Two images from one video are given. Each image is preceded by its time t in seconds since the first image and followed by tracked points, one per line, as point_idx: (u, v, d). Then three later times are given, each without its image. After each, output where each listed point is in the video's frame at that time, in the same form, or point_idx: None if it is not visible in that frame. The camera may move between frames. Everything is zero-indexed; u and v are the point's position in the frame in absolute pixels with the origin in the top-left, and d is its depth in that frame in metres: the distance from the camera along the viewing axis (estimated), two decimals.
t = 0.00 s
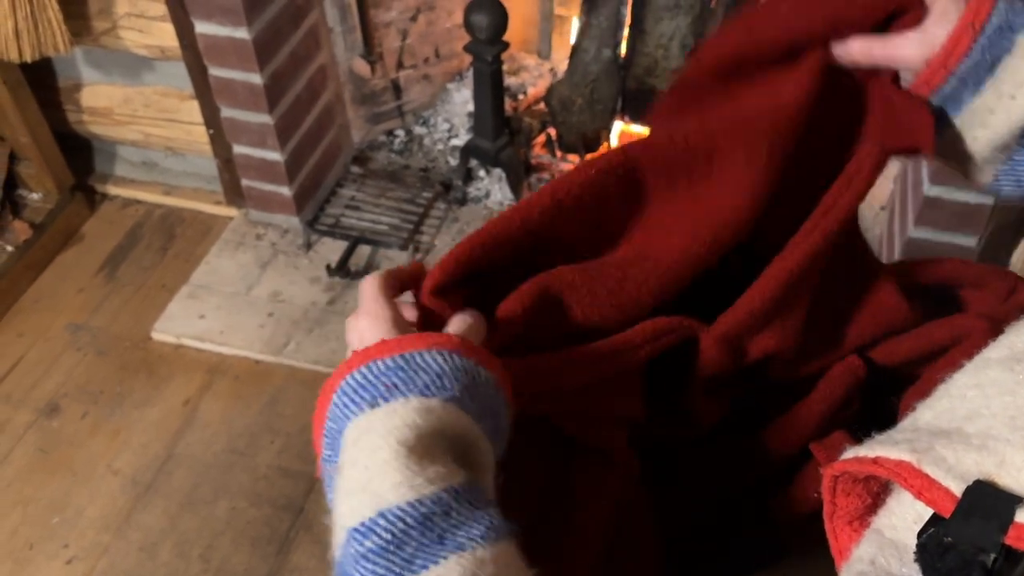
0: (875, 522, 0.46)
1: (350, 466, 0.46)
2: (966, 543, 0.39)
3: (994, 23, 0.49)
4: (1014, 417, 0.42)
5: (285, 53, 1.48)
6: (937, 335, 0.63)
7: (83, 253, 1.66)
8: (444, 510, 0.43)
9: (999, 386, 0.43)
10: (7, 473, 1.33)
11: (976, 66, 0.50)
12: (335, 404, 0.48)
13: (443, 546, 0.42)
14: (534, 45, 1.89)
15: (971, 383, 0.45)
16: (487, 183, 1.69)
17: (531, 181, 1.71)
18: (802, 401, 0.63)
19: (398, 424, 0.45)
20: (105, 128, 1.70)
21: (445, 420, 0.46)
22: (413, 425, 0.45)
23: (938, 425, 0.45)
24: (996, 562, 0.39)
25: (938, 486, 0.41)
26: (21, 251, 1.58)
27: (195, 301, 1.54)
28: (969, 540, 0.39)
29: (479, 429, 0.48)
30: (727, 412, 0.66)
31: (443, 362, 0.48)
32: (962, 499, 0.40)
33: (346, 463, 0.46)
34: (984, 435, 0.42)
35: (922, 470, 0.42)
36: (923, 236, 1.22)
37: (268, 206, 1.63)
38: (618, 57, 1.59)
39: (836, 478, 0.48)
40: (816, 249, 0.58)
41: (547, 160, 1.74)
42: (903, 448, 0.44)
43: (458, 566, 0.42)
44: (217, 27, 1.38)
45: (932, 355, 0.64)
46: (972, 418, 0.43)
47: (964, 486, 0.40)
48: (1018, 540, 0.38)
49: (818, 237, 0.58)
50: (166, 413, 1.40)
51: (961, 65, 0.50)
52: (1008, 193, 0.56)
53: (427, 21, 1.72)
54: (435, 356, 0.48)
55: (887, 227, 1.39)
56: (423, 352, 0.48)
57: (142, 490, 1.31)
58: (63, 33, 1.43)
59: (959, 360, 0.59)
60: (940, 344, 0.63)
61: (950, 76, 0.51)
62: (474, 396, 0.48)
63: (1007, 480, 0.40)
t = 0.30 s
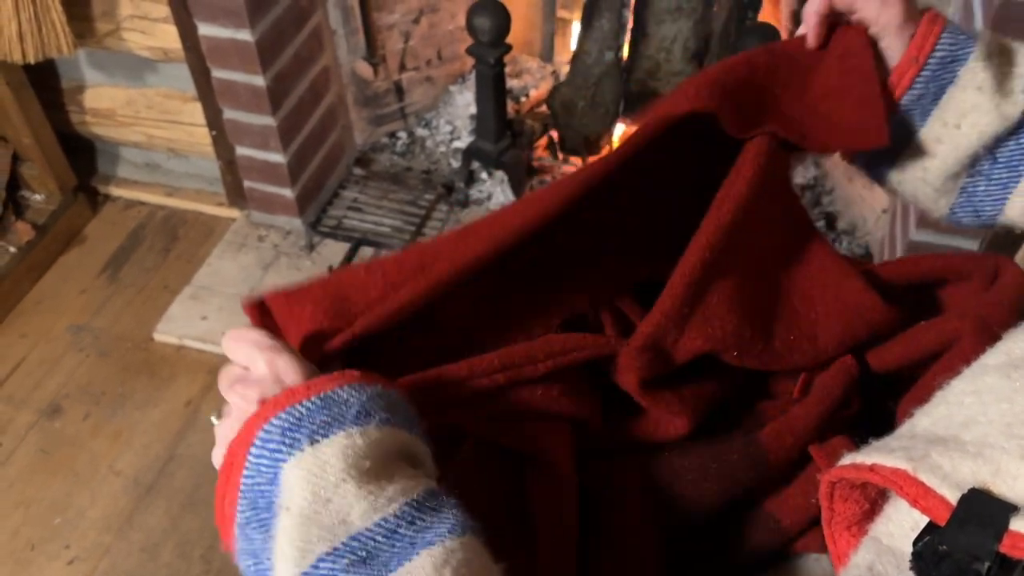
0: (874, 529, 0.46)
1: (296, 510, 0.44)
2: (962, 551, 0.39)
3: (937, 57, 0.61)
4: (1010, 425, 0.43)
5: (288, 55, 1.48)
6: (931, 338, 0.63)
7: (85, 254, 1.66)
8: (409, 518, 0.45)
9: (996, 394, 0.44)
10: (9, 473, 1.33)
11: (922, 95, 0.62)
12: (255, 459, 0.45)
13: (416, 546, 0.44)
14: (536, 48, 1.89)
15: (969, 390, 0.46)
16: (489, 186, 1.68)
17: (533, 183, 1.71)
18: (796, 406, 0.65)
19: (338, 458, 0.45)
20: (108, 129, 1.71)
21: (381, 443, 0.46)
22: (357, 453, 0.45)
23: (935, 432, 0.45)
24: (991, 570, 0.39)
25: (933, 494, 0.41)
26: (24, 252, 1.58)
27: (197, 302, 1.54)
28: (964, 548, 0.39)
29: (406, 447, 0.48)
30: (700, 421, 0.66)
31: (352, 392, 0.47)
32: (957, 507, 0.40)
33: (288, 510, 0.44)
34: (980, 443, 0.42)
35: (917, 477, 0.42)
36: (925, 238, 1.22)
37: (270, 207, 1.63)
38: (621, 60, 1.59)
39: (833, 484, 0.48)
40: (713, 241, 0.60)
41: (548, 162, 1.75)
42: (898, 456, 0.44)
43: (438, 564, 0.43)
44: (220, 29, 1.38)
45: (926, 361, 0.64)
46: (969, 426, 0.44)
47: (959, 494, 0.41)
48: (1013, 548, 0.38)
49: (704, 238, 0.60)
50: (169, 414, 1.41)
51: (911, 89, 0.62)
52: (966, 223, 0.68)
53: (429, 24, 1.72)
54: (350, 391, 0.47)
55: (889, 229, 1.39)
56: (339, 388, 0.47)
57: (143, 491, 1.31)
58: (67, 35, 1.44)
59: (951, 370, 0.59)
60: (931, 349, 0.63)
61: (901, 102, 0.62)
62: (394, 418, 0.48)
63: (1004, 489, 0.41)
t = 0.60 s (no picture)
0: (874, 529, 0.47)
1: (333, 507, 0.52)
2: (962, 551, 0.40)
3: (895, 35, 0.72)
4: (1010, 426, 0.44)
5: (291, 58, 1.48)
6: (929, 339, 0.64)
7: (88, 255, 1.67)
8: (433, 515, 0.52)
9: (993, 395, 0.45)
10: (12, 474, 1.34)
11: (886, 73, 0.71)
12: (292, 469, 0.54)
13: (440, 541, 0.51)
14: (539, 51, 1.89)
15: (969, 392, 0.47)
16: (491, 188, 1.72)
17: (536, 186, 1.71)
18: (799, 407, 0.65)
19: (369, 463, 0.53)
20: (111, 131, 1.71)
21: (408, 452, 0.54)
22: (386, 459, 0.53)
23: (935, 433, 0.46)
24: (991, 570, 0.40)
25: (933, 494, 0.43)
26: (27, 253, 1.58)
27: (200, 303, 1.54)
28: (964, 548, 0.41)
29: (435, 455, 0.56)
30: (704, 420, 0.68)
31: (381, 410, 0.56)
32: (958, 507, 0.41)
33: (326, 508, 0.52)
34: (979, 445, 0.43)
35: (918, 478, 0.43)
36: (926, 241, 1.22)
37: (273, 209, 1.64)
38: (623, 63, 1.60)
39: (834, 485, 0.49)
40: (685, 237, 0.66)
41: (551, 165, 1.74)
42: (899, 456, 0.45)
43: (455, 555, 0.50)
44: (223, 32, 1.39)
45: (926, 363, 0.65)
46: (970, 427, 0.45)
47: (959, 494, 0.42)
48: (1013, 548, 0.40)
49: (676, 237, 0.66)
50: (171, 415, 1.41)
51: (873, 67, 0.72)
52: (943, 206, 0.73)
53: (432, 27, 1.73)
54: (378, 405, 0.56)
55: (891, 232, 1.39)
56: (369, 405, 0.56)
57: (146, 493, 1.31)
58: (71, 37, 1.44)
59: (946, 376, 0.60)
60: (931, 351, 0.64)
61: (864, 83, 0.72)
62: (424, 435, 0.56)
63: (1003, 489, 0.42)
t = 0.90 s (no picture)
0: (865, 529, 0.47)
1: (587, 364, 0.46)
2: (951, 546, 0.41)
3: (894, 32, 0.66)
4: (998, 420, 0.43)
5: (294, 61, 1.49)
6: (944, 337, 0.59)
7: (91, 257, 1.67)
8: (662, 431, 0.45)
9: (980, 392, 0.45)
10: (15, 475, 1.34)
11: (884, 66, 0.66)
12: (573, 311, 0.49)
13: (641, 466, 0.43)
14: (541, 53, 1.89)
15: (957, 392, 0.46)
16: (493, 190, 1.73)
17: (538, 188, 1.74)
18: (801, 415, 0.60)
19: (644, 352, 0.47)
20: (114, 133, 1.71)
21: (680, 370, 0.47)
22: (655, 357, 0.47)
23: (925, 431, 0.45)
24: (979, 562, 0.40)
25: (921, 490, 0.42)
26: (29, 255, 1.59)
27: (203, 305, 1.55)
28: (953, 542, 0.41)
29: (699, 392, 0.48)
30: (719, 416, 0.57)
31: (680, 314, 0.49)
32: (946, 501, 0.41)
33: (579, 360, 0.47)
34: (967, 440, 0.43)
35: (907, 475, 0.42)
36: (927, 243, 1.22)
37: (275, 212, 1.64)
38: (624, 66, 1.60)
39: (827, 491, 0.48)
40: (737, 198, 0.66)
41: (552, 168, 1.74)
42: (887, 454, 0.44)
43: (654, 489, 0.43)
44: (226, 34, 1.39)
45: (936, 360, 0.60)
46: (957, 424, 0.44)
47: (948, 488, 0.41)
48: (1002, 541, 0.40)
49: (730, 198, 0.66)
50: (173, 417, 1.41)
51: (873, 62, 0.67)
52: (939, 203, 0.65)
53: (434, 29, 1.73)
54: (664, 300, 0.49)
55: (892, 235, 1.39)
56: (659, 296, 0.49)
57: (148, 494, 1.31)
58: (74, 39, 1.44)
59: (946, 372, 0.55)
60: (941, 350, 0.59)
61: (864, 77, 0.67)
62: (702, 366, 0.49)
63: (991, 481, 0.41)
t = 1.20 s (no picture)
0: (876, 521, 0.41)
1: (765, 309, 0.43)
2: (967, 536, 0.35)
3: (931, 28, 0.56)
4: (1013, 413, 0.38)
5: (295, 63, 1.49)
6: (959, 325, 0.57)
7: (92, 258, 1.67)
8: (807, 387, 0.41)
9: (995, 386, 0.41)
10: (16, 477, 1.34)
11: (919, 63, 0.57)
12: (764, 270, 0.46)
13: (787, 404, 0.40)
14: (542, 56, 1.89)
15: (971, 388, 0.42)
16: (494, 193, 1.73)
17: (539, 190, 1.73)
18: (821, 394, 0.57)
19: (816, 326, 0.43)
20: (115, 135, 1.71)
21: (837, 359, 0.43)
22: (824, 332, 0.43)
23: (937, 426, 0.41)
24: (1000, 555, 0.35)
25: (937, 479, 0.37)
26: (30, 256, 1.59)
27: (204, 307, 1.55)
28: (973, 532, 0.35)
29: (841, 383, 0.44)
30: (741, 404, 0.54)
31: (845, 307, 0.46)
32: (963, 491, 0.36)
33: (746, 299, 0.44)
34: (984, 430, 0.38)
35: (922, 465, 0.37)
36: (930, 246, 1.22)
37: (276, 214, 1.64)
38: (625, 68, 1.60)
39: (838, 485, 0.41)
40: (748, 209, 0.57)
41: (554, 170, 1.75)
42: (901, 444, 0.39)
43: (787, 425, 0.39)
44: (227, 36, 1.39)
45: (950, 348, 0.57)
46: (971, 418, 0.40)
47: (965, 479, 0.36)
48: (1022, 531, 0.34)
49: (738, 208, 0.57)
50: (174, 419, 1.41)
51: (910, 55, 0.57)
52: (970, 200, 0.59)
53: (436, 32, 1.73)
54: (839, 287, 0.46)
55: (894, 237, 1.39)
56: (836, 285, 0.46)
57: (149, 496, 1.31)
58: (75, 40, 1.44)
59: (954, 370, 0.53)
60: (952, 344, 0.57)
61: (900, 74, 0.58)
62: (848, 362, 0.45)
63: (1008, 471, 0.36)
